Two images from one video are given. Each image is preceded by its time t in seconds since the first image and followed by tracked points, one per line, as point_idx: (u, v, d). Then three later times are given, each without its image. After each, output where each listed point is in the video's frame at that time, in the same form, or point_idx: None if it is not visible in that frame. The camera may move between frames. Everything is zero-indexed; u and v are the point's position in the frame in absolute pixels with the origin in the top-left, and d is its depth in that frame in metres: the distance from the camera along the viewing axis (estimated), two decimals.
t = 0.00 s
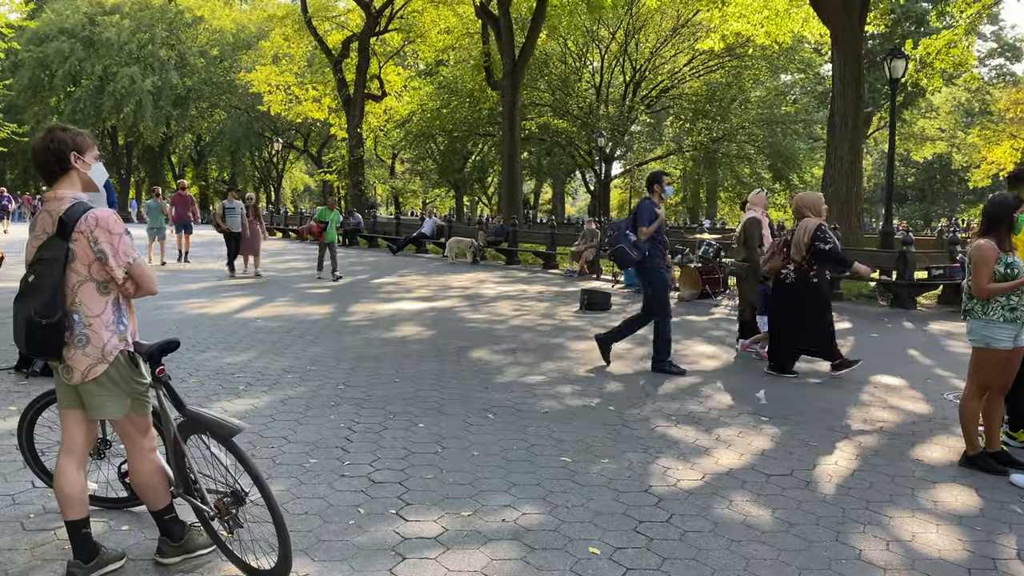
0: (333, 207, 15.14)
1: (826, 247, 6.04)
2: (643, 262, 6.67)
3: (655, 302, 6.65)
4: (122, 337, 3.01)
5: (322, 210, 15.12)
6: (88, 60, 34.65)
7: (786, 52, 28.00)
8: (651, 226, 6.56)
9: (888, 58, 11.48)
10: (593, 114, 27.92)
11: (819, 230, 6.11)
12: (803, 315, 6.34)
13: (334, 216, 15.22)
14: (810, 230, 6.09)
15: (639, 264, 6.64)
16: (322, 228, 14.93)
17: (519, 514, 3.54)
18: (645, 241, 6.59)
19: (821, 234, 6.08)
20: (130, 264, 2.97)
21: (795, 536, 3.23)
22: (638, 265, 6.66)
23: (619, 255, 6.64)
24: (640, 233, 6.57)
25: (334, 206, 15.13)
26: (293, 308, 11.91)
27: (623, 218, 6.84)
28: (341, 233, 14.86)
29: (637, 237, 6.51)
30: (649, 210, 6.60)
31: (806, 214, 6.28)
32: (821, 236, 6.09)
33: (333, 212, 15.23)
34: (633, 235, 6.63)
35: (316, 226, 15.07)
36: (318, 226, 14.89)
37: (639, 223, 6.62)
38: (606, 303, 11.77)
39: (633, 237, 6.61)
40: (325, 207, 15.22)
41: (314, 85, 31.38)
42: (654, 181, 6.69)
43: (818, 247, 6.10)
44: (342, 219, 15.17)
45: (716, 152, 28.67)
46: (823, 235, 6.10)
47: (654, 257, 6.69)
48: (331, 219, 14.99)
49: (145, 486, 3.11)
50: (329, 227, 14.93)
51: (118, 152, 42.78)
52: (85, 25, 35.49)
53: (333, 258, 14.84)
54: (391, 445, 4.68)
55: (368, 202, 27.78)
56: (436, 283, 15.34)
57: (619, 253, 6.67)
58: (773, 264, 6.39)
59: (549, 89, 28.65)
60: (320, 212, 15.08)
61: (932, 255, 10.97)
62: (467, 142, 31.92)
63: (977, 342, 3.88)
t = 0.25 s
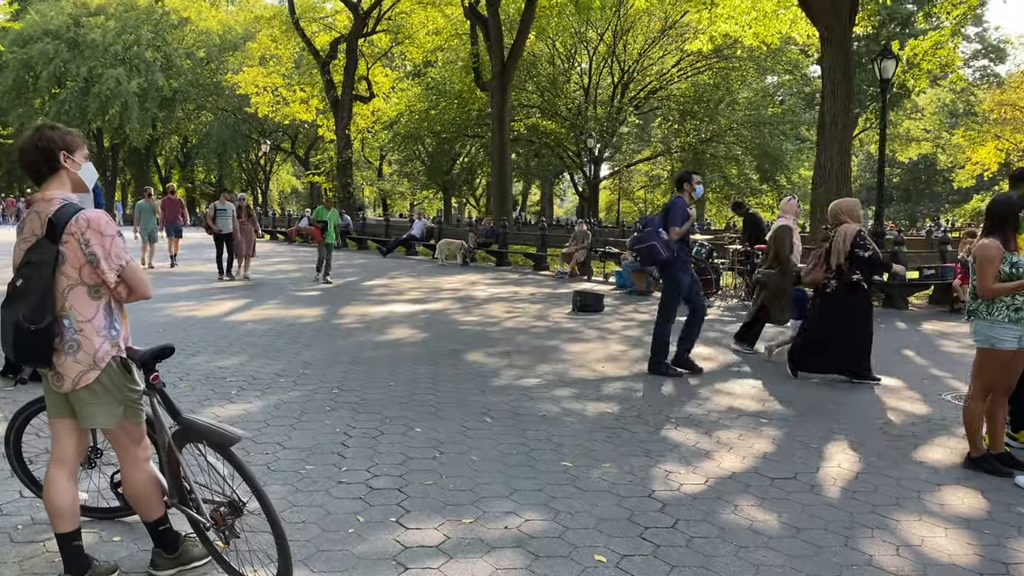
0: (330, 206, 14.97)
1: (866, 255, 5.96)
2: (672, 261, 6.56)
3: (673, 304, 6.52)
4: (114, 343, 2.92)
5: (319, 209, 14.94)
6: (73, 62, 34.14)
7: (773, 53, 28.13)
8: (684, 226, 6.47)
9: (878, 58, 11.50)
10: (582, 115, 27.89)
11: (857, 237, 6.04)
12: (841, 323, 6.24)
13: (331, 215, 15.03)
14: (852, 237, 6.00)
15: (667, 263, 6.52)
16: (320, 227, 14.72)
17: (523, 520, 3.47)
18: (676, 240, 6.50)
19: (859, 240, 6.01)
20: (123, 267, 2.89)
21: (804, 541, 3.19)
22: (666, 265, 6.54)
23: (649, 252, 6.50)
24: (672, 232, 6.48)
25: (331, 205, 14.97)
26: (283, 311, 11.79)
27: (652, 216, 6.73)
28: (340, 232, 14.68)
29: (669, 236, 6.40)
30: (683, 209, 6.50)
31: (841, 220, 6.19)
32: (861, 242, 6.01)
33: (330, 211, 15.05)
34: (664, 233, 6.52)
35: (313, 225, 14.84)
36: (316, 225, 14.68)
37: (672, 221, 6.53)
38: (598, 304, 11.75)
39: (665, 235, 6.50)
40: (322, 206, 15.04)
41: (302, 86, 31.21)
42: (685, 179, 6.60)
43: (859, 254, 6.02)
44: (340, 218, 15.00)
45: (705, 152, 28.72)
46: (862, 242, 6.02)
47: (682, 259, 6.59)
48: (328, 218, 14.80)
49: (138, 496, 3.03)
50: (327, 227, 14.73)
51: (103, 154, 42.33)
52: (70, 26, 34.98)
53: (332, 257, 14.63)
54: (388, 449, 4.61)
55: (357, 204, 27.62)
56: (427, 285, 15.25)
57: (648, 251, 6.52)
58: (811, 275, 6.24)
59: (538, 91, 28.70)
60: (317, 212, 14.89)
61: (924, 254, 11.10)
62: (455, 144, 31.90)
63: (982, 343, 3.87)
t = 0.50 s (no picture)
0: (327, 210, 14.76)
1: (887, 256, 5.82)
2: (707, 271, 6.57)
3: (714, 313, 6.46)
4: (104, 351, 2.82)
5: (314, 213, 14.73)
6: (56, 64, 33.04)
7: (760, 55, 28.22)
8: (718, 235, 6.59)
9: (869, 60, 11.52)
10: (569, 117, 27.84)
11: (885, 236, 5.89)
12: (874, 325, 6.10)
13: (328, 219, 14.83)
14: (874, 237, 5.88)
15: (704, 271, 6.52)
16: (317, 232, 14.51)
17: (525, 530, 3.39)
18: (711, 248, 6.57)
19: (884, 241, 5.86)
20: (114, 273, 2.78)
21: (815, 549, 3.13)
22: (703, 273, 6.53)
23: (686, 260, 6.52)
24: (707, 240, 6.56)
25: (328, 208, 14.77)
26: (273, 315, 11.64)
27: (685, 226, 6.81)
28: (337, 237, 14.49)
29: (706, 242, 6.45)
30: (716, 219, 6.63)
31: (879, 219, 6.05)
32: (886, 244, 5.85)
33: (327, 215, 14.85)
34: (700, 241, 6.58)
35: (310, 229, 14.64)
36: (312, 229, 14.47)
37: (705, 231, 6.62)
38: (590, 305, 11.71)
39: (701, 244, 6.55)
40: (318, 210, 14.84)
41: (288, 88, 30.90)
42: (713, 187, 6.74)
43: (881, 256, 5.89)
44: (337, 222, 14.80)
45: (692, 154, 28.74)
46: (888, 242, 5.86)
47: (716, 268, 6.62)
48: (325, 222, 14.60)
49: (129, 509, 2.92)
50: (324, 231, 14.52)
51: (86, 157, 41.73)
52: (53, 28, 34.03)
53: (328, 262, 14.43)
54: (385, 457, 4.52)
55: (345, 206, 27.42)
56: (417, 287, 15.15)
57: (685, 259, 6.52)
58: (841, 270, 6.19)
59: (525, 92, 28.63)
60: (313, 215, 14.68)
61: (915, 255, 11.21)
62: (444, 146, 31.54)
63: (987, 344, 3.86)
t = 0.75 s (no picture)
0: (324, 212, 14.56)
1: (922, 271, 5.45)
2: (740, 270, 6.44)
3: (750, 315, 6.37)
4: (90, 367, 2.71)
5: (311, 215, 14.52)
6: (40, 67, 33.16)
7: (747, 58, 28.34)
8: (749, 232, 6.43)
9: (859, 62, 11.51)
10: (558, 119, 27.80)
11: (924, 251, 5.48)
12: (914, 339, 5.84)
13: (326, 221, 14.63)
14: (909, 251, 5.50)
15: (738, 271, 6.38)
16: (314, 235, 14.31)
17: (527, 547, 3.32)
18: (744, 247, 6.42)
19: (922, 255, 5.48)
20: (100, 286, 2.67)
21: (826, 564, 3.06)
22: (736, 273, 6.40)
23: (719, 261, 6.37)
24: (740, 239, 6.40)
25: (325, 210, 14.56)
26: (262, 321, 11.49)
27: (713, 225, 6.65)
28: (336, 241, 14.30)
29: (741, 242, 6.30)
30: (747, 216, 6.48)
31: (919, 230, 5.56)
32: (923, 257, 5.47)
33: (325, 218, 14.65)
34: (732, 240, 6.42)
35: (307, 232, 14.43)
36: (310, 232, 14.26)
37: (736, 229, 6.46)
38: (582, 309, 11.65)
39: (733, 243, 6.39)
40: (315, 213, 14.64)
41: (275, 92, 30.72)
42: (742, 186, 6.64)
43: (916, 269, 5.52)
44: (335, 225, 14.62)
45: (679, 157, 28.85)
46: (926, 256, 5.47)
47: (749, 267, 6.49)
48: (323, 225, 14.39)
49: (116, 532, 2.80)
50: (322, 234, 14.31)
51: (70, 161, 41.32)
52: (37, 31, 33.87)
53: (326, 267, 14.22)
54: (380, 470, 4.42)
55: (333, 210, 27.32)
56: (407, 291, 15.06)
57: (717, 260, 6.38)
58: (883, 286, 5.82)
59: (513, 95, 28.62)
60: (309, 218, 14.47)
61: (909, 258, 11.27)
62: (431, 150, 31.51)
63: (991, 350, 3.88)
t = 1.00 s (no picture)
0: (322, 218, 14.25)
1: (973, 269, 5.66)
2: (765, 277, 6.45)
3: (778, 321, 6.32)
4: (71, 380, 2.59)
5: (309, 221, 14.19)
6: (20, 70, 32.78)
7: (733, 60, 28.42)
8: (774, 239, 6.46)
9: (847, 65, 11.54)
10: (544, 122, 27.74)
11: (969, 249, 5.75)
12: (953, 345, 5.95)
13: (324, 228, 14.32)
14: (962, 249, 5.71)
15: (763, 277, 6.39)
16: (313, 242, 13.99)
17: (526, 560, 3.23)
18: (769, 253, 6.44)
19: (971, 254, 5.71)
20: (83, 296, 2.56)
21: None
22: (761, 279, 6.41)
23: (743, 268, 6.42)
24: (764, 246, 6.43)
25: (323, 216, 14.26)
26: (248, 327, 11.32)
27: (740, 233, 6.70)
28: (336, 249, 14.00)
29: (762, 248, 6.33)
30: (772, 223, 6.51)
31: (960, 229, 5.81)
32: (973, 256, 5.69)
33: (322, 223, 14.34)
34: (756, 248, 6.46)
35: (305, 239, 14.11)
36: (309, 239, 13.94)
37: (762, 236, 6.50)
38: (572, 313, 11.59)
39: (757, 249, 6.43)
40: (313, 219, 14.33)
41: (259, 94, 30.42)
42: (771, 194, 6.58)
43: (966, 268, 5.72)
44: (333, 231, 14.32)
45: (666, 159, 28.88)
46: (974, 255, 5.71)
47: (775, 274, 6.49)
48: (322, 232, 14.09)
49: (99, 552, 2.67)
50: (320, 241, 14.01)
51: (51, 164, 40.78)
52: (16, 33, 33.47)
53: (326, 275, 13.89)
54: (371, 481, 4.32)
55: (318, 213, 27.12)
56: (395, 296, 14.93)
57: (741, 266, 6.41)
58: (917, 283, 6.01)
59: (499, 98, 28.52)
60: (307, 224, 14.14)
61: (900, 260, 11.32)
62: (418, 152, 31.49)
63: (992, 355, 3.90)
